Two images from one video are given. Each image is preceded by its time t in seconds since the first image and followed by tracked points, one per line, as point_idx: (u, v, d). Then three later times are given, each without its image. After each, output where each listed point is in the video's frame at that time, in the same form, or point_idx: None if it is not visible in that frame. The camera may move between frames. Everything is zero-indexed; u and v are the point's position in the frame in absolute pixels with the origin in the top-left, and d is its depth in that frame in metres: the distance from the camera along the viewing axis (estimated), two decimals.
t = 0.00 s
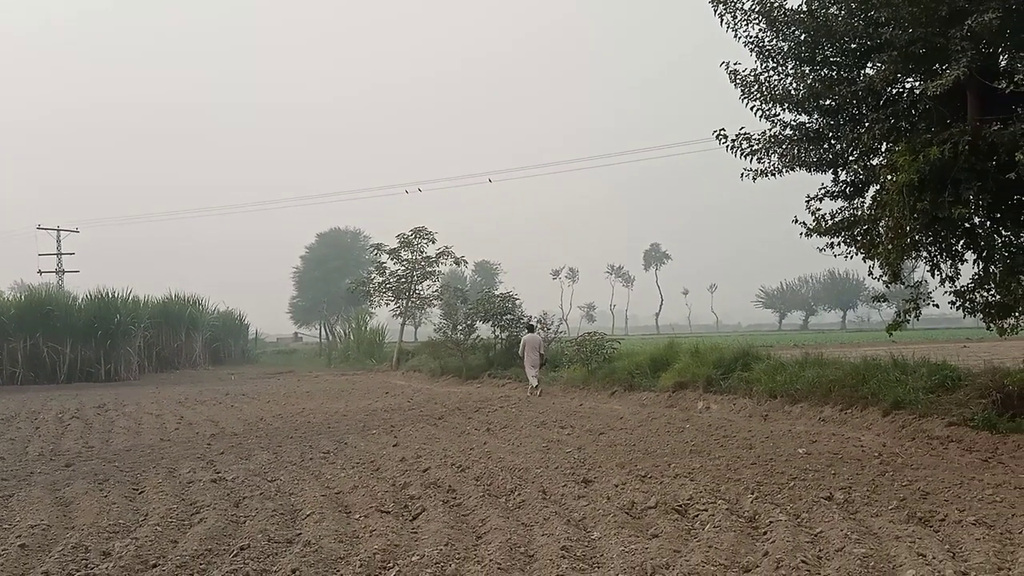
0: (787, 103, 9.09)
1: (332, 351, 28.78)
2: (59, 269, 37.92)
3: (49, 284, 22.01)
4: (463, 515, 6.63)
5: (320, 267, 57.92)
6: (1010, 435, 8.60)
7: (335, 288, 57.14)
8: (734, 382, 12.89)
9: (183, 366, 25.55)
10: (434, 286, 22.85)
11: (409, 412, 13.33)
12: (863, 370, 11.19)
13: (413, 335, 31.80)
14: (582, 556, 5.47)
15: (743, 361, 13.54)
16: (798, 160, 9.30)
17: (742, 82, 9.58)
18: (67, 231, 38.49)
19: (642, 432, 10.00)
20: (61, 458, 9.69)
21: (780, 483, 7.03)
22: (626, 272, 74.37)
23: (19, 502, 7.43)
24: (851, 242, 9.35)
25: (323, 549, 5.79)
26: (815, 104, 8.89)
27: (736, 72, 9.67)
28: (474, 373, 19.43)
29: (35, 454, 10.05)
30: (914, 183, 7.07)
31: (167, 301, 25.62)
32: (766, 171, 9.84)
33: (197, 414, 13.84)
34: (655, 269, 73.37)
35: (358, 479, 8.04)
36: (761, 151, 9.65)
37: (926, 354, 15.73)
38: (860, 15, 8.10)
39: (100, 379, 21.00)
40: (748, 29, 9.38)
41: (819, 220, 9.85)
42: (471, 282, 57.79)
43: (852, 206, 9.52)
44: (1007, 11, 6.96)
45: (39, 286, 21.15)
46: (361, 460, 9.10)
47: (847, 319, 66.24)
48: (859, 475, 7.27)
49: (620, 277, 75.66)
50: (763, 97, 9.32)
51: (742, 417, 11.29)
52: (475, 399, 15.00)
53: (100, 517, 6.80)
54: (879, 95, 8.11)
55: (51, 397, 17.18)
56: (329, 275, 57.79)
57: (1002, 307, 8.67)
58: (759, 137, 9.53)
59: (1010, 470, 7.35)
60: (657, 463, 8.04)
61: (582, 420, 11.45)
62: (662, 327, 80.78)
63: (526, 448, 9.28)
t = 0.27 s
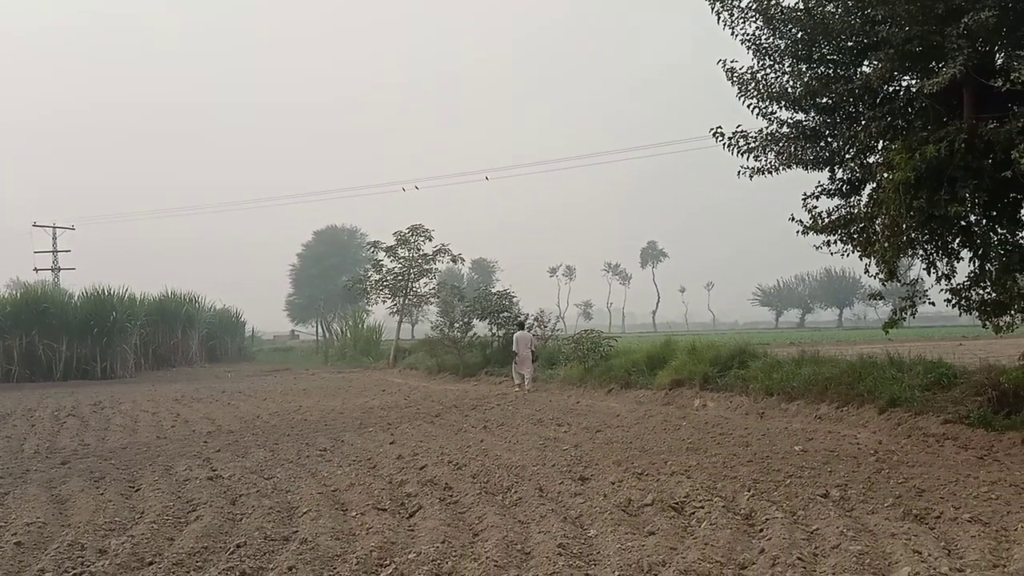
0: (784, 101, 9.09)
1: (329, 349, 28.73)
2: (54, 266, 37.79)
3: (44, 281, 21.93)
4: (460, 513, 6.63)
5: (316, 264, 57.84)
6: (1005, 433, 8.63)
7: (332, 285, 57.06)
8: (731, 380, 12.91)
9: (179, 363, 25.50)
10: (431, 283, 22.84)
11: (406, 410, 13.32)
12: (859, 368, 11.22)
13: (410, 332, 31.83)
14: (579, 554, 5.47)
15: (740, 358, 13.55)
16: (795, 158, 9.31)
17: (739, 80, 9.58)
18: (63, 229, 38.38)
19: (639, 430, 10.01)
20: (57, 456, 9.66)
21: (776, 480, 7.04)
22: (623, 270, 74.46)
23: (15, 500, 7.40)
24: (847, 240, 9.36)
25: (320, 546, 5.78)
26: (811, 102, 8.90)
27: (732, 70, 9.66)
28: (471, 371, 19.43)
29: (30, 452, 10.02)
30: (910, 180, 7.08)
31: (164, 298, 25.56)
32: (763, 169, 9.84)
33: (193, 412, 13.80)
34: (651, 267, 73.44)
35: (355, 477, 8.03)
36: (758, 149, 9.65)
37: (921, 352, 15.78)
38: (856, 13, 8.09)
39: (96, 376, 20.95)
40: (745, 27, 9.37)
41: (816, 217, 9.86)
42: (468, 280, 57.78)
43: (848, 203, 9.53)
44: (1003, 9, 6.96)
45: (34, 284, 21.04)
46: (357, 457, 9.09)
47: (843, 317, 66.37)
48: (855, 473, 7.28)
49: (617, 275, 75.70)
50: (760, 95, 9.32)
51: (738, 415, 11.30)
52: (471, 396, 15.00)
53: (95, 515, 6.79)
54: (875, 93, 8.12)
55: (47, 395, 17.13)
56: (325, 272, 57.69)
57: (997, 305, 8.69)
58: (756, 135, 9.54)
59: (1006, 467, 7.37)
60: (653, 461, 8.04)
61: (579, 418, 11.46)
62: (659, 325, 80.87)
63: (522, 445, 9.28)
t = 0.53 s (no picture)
0: (781, 101, 9.09)
1: (325, 348, 28.68)
2: (50, 265, 37.68)
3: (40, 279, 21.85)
4: (456, 512, 6.62)
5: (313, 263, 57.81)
6: (1001, 433, 8.65)
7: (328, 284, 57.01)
8: (727, 379, 12.92)
9: (175, 362, 25.44)
10: (427, 283, 22.83)
11: (402, 409, 13.30)
12: (855, 368, 11.24)
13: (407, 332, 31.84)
14: (575, 553, 5.47)
15: (736, 358, 13.56)
16: (792, 158, 9.31)
17: (736, 80, 9.58)
18: (59, 228, 38.30)
19: (635, 429, 10.02)
20: (52, 455, 9.63)
21: (772, 480, 7.05)
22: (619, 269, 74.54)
23: (9, 499, 7.38)
24: (844, 240, 9.37)
25: (315, 545, 5.77)
26: (808, 102, 8.90)
27: (729, 70, 9.66)
28: (467, 370, 19.43)
29: (25, 450, 9.99)
30: (907, 180, 7.07)
31: (160, 297, 25.50)
32: (759, 169, 9.85)
33: (189, 411, 13.77)
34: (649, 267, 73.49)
35: (351, 476, 8.02)
36: (755, 149, 9.65)
37: (916, 352, 15.82)
38: (853, 13, 8.10)
39: (92, 375, 20.90)
40: (742, 27, 9.37)
41: (813, 217, 9.86)
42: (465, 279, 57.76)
43: (845, 203, 9.54)
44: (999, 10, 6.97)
45: (30, 282, 20.97)
46: (353, 457, 9.08)
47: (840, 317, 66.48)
48: (851, 472, 7.29)
49: (614, 275, 75.75)
50: (757, 95, 9.32)
51: (734, 414, 11.30)
52: (468, 396, 14.98)
53: (90, 514, 6.77)
54: (872, 94, 8.13)
55: (43, 394, 17.07)
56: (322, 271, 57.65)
57: (993, 305, 8.71)
58: (753, 135, 9.54)
59: (1001, 467, 7.39)
60: (650, 460, 8.04)
61: (576, 417, 11.46)
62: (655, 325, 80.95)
63: (519, 445, 9.28)
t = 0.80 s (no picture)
0: (780, 105, 9.12)
1: (324, 350, 28.66)
2: (49, 267, 37.68)
3: (39, 281, 21.85)
4: (454, 515, 6.62)
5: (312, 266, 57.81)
6: (999, 437, 8.66)
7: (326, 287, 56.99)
8: (726, 383, 12.92)
9: (173, 365, 25.42)
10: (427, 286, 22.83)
11: (401, 412, 13.30)
12: (853, 372, 11.25)
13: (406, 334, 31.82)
14: (573, 556, 5.47)
15: (735, 362, 13.57)
16: (790, 161, 9.34)
17: (735, 83, 9.60)
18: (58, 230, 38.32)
19: (634, 432, 10.02)
20: (51, 457, 9.62)
21: (770, 483, 7.05)
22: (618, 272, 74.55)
23: (8, 501, 7.37)
24: (842, 244, 9.39)
25: (314, 548, 5.77)
26: (807, 106, 8.92)
27: (728, 73, 9.68)
28: (466, 373, 19.42)
29: (23, 453, 9.97)
30: (905, 185, 7.08)
31: (158, 299, 25.50)
32: (758, 173, 9.87)
33: (188, 413, 13.76)
34: (648, 270, 73.55)
35: (349, 479, 8.02)
36: (754, 152, 9.67)
37: (916, 356, 15.82)
38: (852, 17, 8.12)
39: (90, 377, 20.89)
40: (741, 31, 9.39)
41: (811, 221, 9.88)
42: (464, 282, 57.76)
43: (843, 207, 9.56)
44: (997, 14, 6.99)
45: (29, 284, 20.97)
46: (352, 459, 9.08)
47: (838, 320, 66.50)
48: (849, 476, 7.29)
49: (613, 278, 75.80)
50: (756, 99, 9.34)
51: (733, 418, 11.31)
52: (467, 399, 14.97)
53: (89, 517, 6.76)
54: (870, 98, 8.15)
55: (41, 396, 17.06)
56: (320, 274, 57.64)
57: (991, 309, 8.72)
58: (751, 138, 9.56)
59: (999, 471, 7.40)
60: (648, 463, 8.05)
61: (575, 420, 11.46)
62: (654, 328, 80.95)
63: (517, 448, 9.28)
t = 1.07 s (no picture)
0: (780, 109, 9.13)
1: (325, 354, 28.67)
2: (50, 270, 37.73)
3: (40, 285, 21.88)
4: (454, 519, 6.62)
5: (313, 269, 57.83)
6: (999, 441, 8.65)
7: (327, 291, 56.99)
8: (727, 387, 12.92)
9: (174, 368, 25.43)
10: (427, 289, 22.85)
11: (402, 416, 13.30)
12: (853, 376, 11.24)
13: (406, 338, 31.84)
14: (573, 560, 5.47)
15: (736, 366, 13.56)
16: (791, 165, 9.35)
17: (735, 88, 9.61)
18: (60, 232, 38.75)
19: (634, 437, 10.01)
20: (51, 461, 9.62)
21: (770, 488, 7.05)
22: (619, 276, 74.77)
23: (8, 504, 7.38)
24: (843, 248, 9.40)
25: (314, 552, 5.77)
26: (807, 110, 8.93)
27: (729, 78, 9.70)
28: (466, 377, 19.42)
29: (24, 456, 9.98)
30: (905, 189, 7.09)
31: (159, 302, 25.53)
32: (758, 177, 9.87)
33: (189, 417, 13.76)
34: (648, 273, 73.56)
35: (350, 482, 8.02)
36: (754, 157, 9.69)
37: (916, 360, 15.81)
38: (852, 22, 8.14)
39: (91, 380, 20.90)
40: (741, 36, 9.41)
41: (812, 225, 9.89)
42: (464, 286, 57.80)
43: (844, 212, 9.56)
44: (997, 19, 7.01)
45: (30, 287, 21.02)
46: (353, 463, 9.08)
47: (839, 324, 66.45)
48: (850, 481, 7.28)
49: (614, 281, 75.87)
50: (756, 103, 9.35)
51: (733, 422, 11.30)
52: (467, 402, 14.97)
53: (89, 520, 6.77)
54: (870, 102, 8.16)
55: (42, 399, 17.07)
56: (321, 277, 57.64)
57: (991, 314, 8.72)
58: (752, 143, 9.57)
59: (999, 476, 7.39)
60: (649, 468, 8.04)
61: (575, 424, 11.46)
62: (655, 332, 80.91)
63: (518, 452, 9.28)
